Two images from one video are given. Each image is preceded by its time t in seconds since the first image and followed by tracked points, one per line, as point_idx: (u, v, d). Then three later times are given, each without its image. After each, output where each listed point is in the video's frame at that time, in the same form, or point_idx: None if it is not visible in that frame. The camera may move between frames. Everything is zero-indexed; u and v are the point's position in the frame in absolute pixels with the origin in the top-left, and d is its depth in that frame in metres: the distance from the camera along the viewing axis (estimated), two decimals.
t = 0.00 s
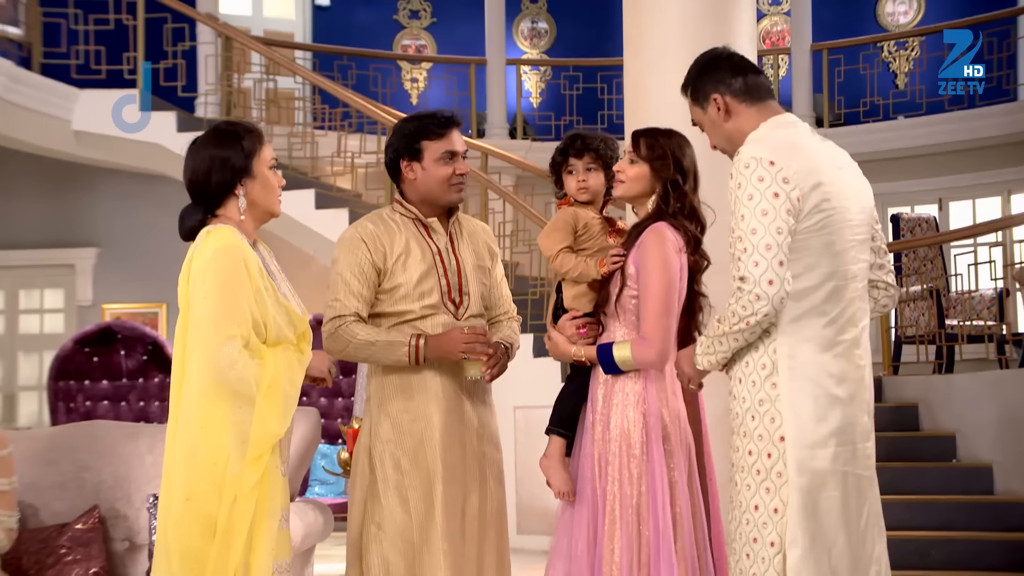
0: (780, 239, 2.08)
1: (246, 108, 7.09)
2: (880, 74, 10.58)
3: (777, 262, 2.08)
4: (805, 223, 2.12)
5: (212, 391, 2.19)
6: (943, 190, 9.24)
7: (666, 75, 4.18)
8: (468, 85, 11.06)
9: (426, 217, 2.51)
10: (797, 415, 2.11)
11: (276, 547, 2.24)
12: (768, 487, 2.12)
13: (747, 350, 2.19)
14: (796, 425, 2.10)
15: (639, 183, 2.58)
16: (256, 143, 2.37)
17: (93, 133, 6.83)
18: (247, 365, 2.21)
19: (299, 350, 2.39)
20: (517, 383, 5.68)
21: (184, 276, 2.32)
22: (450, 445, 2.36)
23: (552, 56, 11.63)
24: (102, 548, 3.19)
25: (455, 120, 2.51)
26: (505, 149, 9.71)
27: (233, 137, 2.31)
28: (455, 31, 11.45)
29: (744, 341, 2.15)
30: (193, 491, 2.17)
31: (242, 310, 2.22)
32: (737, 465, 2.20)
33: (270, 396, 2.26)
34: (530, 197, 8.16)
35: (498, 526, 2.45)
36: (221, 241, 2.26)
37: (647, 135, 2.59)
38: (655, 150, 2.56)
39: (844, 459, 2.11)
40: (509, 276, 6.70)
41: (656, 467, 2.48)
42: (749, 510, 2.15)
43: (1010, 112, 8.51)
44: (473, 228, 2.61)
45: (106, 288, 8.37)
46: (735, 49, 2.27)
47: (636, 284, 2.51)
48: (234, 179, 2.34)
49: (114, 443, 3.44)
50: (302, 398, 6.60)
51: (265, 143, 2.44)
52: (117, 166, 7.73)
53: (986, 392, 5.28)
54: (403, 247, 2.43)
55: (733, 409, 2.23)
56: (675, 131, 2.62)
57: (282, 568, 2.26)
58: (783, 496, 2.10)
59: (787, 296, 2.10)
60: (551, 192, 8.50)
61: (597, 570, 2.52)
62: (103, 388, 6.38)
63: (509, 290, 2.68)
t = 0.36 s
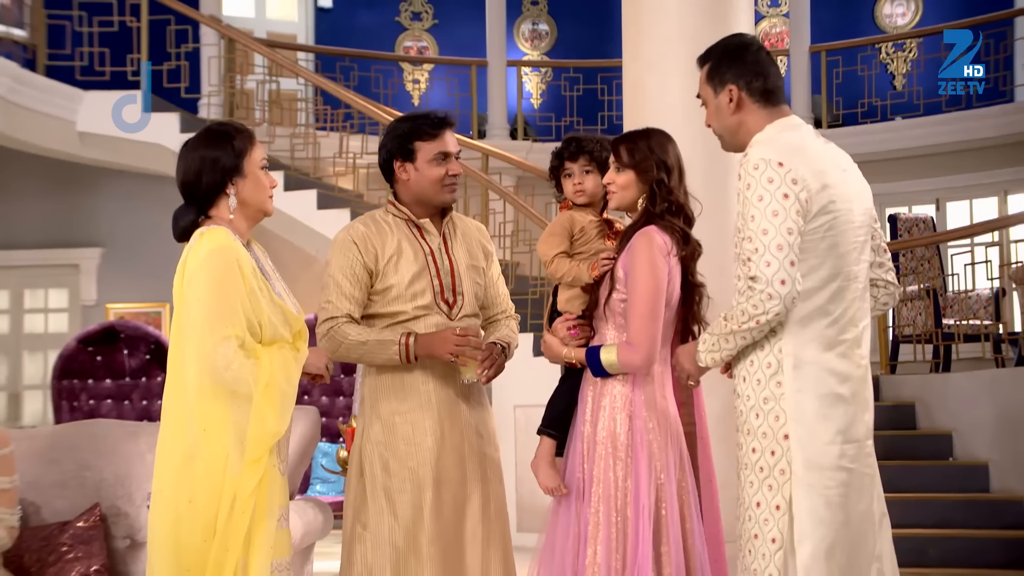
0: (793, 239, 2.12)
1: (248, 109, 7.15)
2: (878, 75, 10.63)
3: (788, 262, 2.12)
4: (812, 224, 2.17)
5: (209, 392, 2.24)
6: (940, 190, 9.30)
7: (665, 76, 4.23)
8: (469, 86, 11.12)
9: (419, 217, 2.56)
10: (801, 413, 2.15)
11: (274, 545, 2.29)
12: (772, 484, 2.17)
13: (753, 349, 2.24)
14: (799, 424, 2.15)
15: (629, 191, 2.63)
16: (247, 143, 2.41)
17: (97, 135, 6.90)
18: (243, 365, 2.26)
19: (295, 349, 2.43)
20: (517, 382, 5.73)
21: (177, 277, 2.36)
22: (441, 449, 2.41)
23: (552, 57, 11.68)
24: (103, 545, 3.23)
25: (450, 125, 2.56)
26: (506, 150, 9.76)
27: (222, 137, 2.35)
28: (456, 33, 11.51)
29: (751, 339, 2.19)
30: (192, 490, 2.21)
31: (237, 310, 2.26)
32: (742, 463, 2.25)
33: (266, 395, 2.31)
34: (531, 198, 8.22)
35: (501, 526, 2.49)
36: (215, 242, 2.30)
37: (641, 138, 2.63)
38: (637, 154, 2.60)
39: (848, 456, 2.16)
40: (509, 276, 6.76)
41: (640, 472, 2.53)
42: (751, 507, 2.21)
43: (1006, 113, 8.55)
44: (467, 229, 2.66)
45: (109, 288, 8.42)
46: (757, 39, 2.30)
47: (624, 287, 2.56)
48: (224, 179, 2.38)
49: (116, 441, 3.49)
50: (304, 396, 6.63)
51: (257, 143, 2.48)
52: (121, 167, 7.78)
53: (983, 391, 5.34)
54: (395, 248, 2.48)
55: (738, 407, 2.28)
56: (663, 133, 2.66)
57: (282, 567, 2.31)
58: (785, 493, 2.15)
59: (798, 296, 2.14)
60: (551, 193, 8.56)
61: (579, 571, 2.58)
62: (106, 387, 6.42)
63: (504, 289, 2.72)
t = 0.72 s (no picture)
0: (820, 245, 2.17)
1: (250, 111, 7.21)
2: (875, 77, 10.70)
3: (817, 268, 2.16)
4: (834, 231, 2.22)
5: (206, 390, 2.29)
6: (936, 191, 9.36)
7: (664, 79, 4.28)
8: (469, 88, 11.19)
9: (415, 218, 2.62)
10: (817, 414, 2.19)
11: (271, 539, 2.35)
12: (785, 482, 2.20)
13: (770, 350, 2.28)
14: (815, 424, 2.19)
15: (633, 195, 2.68)
16: (245, 147, 2.47)
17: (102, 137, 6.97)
18: (237, 363, 2.30)
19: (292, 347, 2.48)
20: (516, 382, 5.79)
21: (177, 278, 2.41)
22: (441, 449, 2.47)
23: (552, 59, 11.74)
24: (106, 543, 3.29)
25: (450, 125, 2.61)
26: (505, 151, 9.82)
27: (220, 140, 2.41)
28: (457, 35, 11.58)
29: (774, 342, 2.23)
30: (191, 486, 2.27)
31: (233, 309, 2.31)
32: (754, 461, 2.28)
33: (261, 392, 2.36)
34: (530, 200, 8.28)
35: (496, 523, 2.55)
36: (211, 244, 2.34)
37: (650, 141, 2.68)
38: (642, 158, 2.66)
39: (860, 455, 2.20)
40: (508, 276, 6.82)
41: (633, 469, 2.59)
42: (763, 504, 2.23)
43: (1002, 115, 8.59)
44: (463, 230, 2.72)
45: (112, 288, 8.48)
46: (771, 44, 2.34)
47: (625, 289, 2.62)
48: (222, 180, 2.44)
49: (118, 441, 3.55)
50: (306, 396, 6.68)
51: (255, 148, 2.53)
52: (124, 168, 7.84)
53: (978, 391, 5.39)
54: (392, 249, 2.54)
55: (752, 407, 2.31)
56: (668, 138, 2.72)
57: (279, 563, 2.40)
58: (798, 492, 2.18)
59: (825, 303, 2.20)
60: (550, 194, 8.63)
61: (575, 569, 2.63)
62: (110, 386, 6.48)
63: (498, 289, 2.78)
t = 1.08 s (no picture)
0: (835, 248, 2.18)
1: (247, 111, 7.21)
2: (871, 78, 10.72)
3: (832, 270, 2.17)
4: (846, 235, 2.23)
5: (196, 391, 2.30)
6: (932, 192, 9.37)
7: (660, 79, 4.28)
8: (465, 88, 11.19)
9: (406, 218, 2.63)
10: (826, 415, 2.20)
11: (265, 537, 2.35)
12: (790, 482, 2.21)
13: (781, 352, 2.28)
14: (823, 426, 2.20)
15: (648, 195, 2.68)
16: (246, 150, 2.48)
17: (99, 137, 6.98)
18: (228, 364, 2.31)
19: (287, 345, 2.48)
20: (512, 382, 5.79)
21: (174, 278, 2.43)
22: (430, 448, 2.48)
23: (549, 60, 11.74)
24: (102, 543, 3.29)
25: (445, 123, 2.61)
26: (502, 151, 9.82)
27: (222, 144, 2.41)
28: (453, 35, 11.59)
29: (788, 346, 2.23)
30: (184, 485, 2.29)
31: (224, 310, 2.32)
32: (760, 461, 2.28)
33: (253, 392, 2.37)
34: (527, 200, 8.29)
35: (487, 522, 2.56)
36: (202, 245, 2.35)
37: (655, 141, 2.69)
38: (660, 160, 2.66)
39: (866, 457, 2.22)
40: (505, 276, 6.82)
41: (650, 469, 2.62)
42: (769, 504, 2.24)
43: (997, 116, 8.60)
44: (456, 231, 2.73)
45: (109, 288, 8.48)
46: (778, 50, 2.34)
47: (641, 291, 2.64)
48: (220, 184, 2.44)
49: (115, 440, 3.55)
50: (302, 395, 6.68)
51: (256, 151, 2.54)
52: (121, 168, 7.84)
53: (973, 390, 5.41)
54: (382, 249, 2.55)
55: (759, 408, 2.31)
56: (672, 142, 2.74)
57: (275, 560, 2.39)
58: (803, 492, 2.19)
59: (838, 305, 2.20)
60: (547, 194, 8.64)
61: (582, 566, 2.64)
62: (106, 385, 6.47)
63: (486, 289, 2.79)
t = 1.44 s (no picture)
0: (830, 246, 2.17)
1: (240, 111, 7.20)
2: (864, 78, 10.74)
3: (828, 269, 2.17)
4: (841, 234, 2.22)
5: (179, 395, 2.30)
6: (926, 192, 9.39)
7: (654, 78, 4.28)
8: (460, 88, 11.19)
9: (395, 217, 2.63)
10: (820, 414, 2.20)
11: (250, 542, 2.34)
12: (784, 480, 2.21)
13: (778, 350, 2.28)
14: (818, 423, 2.20)
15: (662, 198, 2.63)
16: (243, 154, 2.47)
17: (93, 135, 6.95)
18: (210, 368, 2.31)
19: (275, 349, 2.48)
20: (505, 382, 5.79)
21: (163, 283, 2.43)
22: (421, 445, 2.48)
23: (543, 60, 11.74)
24: (96, 543, 3.29)
25: (429, 122, 2.63)
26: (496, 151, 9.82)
27: (219, 145, 2.41)
28: (447, 35, 11.59)
29: (783, 344, 2.23)
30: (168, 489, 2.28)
31: (207, 315, 2.32)
32: (752, 459, 2.28)
33: (236, 397, 2.36)
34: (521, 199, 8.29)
35: (478, 522, 2.57)
36: (189, 250, 2.36)
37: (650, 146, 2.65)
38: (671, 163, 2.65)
39: (860, 456, 2.22)
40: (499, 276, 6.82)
41: (677, 468, 2.56)
42: (761, 501, 2.24)
43: (991, 116, 8.61)
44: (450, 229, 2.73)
45: (103, 288, 8.47)
46: (775, 53, 2.34)
47: (657, 296, 2.59)
48: (214, 187, 2.44)
49: (108, 440, 3.55)
50: (296, 395, 6.68)
51: (253, 155, 2.53)
52: (115, 168, 7.83)
53: (966, 390, 5.42)
54: (370, 249, 2.56)
55: (753, 406, 2.31)
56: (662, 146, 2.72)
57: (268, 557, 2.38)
58: (798, 489, 2.19)
59: (834, 303, 2.20)
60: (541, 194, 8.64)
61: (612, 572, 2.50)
62: (99, 385, 6.46)
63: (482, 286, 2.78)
